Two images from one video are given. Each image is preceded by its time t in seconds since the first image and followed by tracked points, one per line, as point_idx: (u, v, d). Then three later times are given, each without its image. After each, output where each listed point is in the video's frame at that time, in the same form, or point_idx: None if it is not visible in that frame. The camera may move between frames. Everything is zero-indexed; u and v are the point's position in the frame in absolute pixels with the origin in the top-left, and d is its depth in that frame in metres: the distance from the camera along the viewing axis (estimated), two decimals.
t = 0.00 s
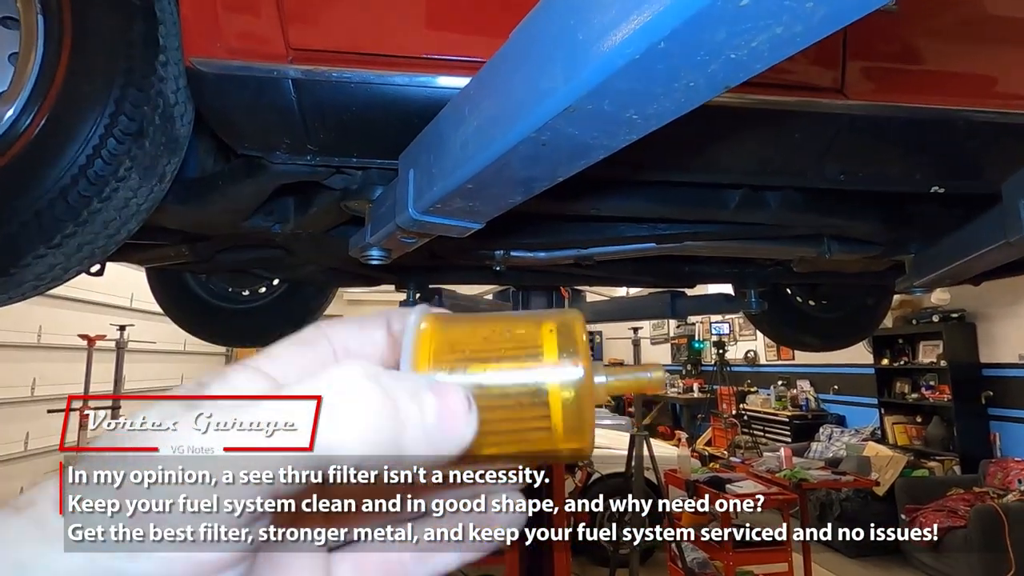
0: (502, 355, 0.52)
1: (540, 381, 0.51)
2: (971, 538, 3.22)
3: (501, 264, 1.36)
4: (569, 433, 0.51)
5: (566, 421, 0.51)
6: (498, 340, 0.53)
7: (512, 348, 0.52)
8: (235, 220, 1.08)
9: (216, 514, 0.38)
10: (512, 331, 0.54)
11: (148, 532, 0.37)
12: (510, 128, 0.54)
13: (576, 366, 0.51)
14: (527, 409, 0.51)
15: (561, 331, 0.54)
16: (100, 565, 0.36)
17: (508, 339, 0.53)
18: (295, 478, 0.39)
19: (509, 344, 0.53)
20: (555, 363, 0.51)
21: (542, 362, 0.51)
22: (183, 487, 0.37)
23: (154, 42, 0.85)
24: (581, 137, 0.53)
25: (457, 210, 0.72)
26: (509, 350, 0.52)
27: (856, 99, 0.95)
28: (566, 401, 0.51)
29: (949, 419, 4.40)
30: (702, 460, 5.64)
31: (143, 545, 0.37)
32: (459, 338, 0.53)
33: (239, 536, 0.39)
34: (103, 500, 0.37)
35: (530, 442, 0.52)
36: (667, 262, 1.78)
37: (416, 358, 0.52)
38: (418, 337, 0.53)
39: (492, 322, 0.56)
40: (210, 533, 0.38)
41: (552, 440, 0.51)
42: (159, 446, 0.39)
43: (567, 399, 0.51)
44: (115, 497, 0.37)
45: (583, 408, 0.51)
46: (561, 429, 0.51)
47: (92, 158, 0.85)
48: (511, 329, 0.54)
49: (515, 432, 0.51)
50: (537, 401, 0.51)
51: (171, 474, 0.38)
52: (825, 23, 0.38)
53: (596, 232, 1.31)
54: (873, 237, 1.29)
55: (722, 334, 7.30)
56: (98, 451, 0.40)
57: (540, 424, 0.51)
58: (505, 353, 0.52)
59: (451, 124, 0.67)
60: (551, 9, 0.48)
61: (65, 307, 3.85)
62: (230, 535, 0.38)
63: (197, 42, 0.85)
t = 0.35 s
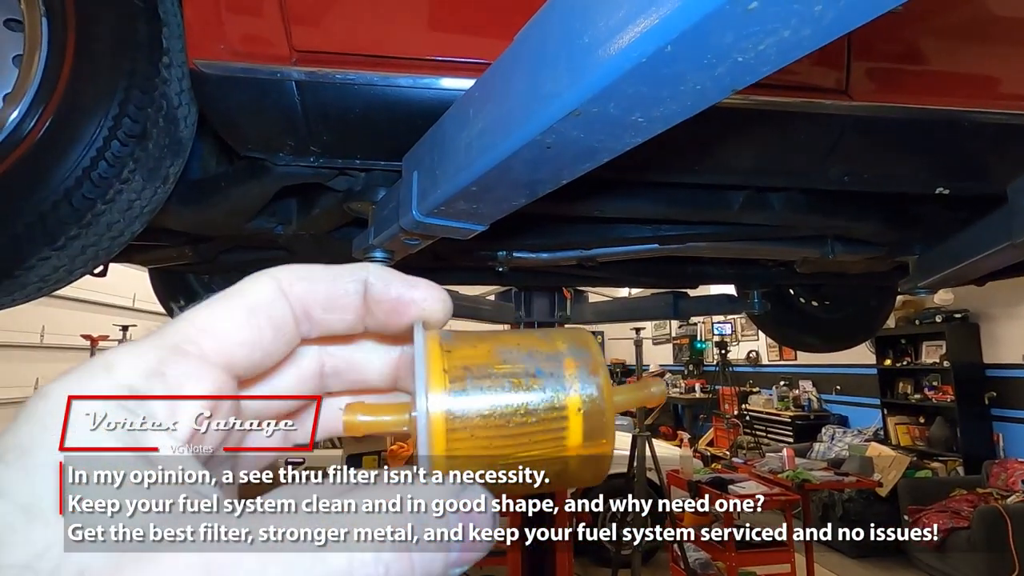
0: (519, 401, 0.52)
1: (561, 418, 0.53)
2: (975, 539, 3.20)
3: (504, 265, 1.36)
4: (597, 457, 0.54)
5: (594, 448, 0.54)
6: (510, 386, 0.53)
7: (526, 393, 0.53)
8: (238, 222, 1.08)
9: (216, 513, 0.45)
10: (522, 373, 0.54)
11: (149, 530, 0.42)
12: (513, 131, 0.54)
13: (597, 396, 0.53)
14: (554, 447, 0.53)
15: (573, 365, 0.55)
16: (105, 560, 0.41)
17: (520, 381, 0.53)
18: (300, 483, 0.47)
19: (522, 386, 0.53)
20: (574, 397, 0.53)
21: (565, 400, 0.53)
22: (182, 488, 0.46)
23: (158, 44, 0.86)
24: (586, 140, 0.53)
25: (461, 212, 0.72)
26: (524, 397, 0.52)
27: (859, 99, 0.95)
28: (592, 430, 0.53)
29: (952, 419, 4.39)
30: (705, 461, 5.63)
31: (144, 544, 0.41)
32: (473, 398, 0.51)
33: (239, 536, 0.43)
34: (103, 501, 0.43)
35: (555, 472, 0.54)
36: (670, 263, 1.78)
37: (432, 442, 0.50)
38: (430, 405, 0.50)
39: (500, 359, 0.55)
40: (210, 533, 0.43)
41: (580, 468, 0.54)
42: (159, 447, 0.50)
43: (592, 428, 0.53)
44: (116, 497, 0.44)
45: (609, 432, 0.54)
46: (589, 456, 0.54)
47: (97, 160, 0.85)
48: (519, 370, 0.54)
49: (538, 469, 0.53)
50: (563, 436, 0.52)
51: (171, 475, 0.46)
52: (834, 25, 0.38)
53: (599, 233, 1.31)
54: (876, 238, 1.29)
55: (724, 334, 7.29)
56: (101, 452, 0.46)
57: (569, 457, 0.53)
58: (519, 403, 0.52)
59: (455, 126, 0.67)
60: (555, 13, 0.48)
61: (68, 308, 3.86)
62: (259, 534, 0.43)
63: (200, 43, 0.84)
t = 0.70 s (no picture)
0: (520, 440, 0.52)
1: (564, 453, 0.52)
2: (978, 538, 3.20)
3: (507, 264, 1.36)
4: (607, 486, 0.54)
5: (602, 478, 0.53)
6: (510, 424, 0.53)
7: (527, 430, 0.52)
8: (242, 221, 1.09)
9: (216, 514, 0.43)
10: (524, 410, 0.53)
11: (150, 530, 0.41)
12: (520, 129, 0.54)
13: (599, 429, 0.53)
14: (560, 481, 0.53)
15: (575, 398, 0.53)
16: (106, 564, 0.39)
17: (522, 418, 0.53)
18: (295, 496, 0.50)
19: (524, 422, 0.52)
20: (577, 432, 0.52)
21: (567, 436, 0.52)
22: (184, 488, 0.44)
23: (163, 44, 0.86)
24: (594, 138, 0.53)
25: (467, 210, 0.72)
26: (524, 436, 0.52)
27: (864, 97, 0.95)
28: (598, 462, 0.53)
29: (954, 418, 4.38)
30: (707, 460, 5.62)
31: (143, 545, 0.40)
32: (471, 440, 0.51)
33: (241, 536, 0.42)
34: (102, 501, 0.41)
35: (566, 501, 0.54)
36: (673, 262, 1.78)
37: (434, 485, 0.51)
38: (432, 444, 0.51)
39: (502, 393, 0.55)
40: (212, 533, 0.42)
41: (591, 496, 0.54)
42: (159, 446, 0.46)
43: (597, 461, 0.52)
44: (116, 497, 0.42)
45: (616, 463, 0.53)
46: (598, 485, 0.54)
47: (103, 159, 0.85)
48: (520, 405, 0.53)
49: (550, 500, 0.54)
50: (567, 470, 0.52)
51: (171, 475, 0.44)
52: (845, 22, 0.38)
53: (602, 232, 1.31)
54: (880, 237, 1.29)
55: (726, 334, 7.29)
56: (104, 452, 0.44)
57: (577, 489, 0.53)
58: (519, 442, 0.52)
59: (462, 123, 0.67)
60: (563, 13, 0.48)
61: (71, 308, 3.87)
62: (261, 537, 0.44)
63: (207, 42, 0.85)
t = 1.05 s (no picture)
0: (562, 425, 0.48)
1: (601, 447, 0.49)
2: (978, 537, 3.20)
3: (507, 264, 1.37)
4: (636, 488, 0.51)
5: (634, 480, 0.50)
6: (554, 408, 0.48)
7: (571, 416, 0.48)
8: (241, 222, 1.09)
9: (215, 514, 0.41)
10: (569, 394, 0.49)
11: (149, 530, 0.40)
12: (521, 129, 0.54)
13: (641, 429, 0.49)
14: (592, 474, 0.49)
15: (623, 391, 0.50)
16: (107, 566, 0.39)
17: (567, 403, 0.49)
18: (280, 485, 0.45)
19: (569, 408, 0.48)
20: (619, 428, 0.49)
21: (608, 430, 0.48)
22: (183, 488, 0.41)
23: (163, 45, 0.86)
24: (593, 137, 0.53)
25: (467, 210, 0.73)
26: (567, 422, 0.48)
27: (863, 97, 0.96)
28: (635, 462, 0.49)
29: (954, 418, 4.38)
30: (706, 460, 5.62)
31: (143, 545, 0.39)
32: (514, 417, 0.47)
33: (238, 536, 0.41)
34: (103, 501, 0.41)
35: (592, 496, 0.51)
36: (672, 262, 1.78)
37: (469, 455, 0.47)
38: (471, 414, 0.47)
39: (548, 373, 0.50)
40: (208, 533, 0.40)
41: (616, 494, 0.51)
42: (159, 446, 0.43)
43: (634, 462, 0.49)
44: (116, 497, 0.41)
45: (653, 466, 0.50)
46: (627, 486, 0.50)
47: (103, 159, 0.85)
48: (565, 388, 0.49)
49: (576, 490, 0.50)
50: (600, 464, 0.49)
51: (170, 474, 0.42)
52: (846, 20, 0.38)
53: (601, 231, 1.32)
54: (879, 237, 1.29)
55: (725, 333, 7.31)
56: (106, 452, 0.43)
57: (606, 485, 0.50)
58: (561, 428, 0.48)
59: (462, 123, 0.67)
60: (562, 11, 0.48)
61: (71, 308, 3.87)
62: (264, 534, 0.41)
63: (207, 43, 0.85)
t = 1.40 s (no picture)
0: (557, 339, 0.48)
1: (599, 360, 0.49)
2: (976, 538, 3.20)
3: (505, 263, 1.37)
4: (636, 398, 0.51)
5: (634, 391, 0.50)
6: (548, 324, 0.48)
7: (565, 332, 0.48)
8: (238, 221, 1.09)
9: (216, 514, 0.39)
10: (563, 307, 0.49)
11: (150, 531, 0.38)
12: (517, 126, 0.54)
13: (641, 340, 0.49)
14: (590, 387, 0.49)
15: (620, 300, 0.49)
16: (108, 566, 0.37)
17: (562, 316, 0.48)
18: (295, 478, 0.41)
19: (563, 320, 0.48)
20: (617, 338, 0.49)
21: (606, 342, 0.48)
22: (184, 488, 0.39)
23: (159, 44, 0.87)
24: (587, 136, 0.53)
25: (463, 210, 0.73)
26: (561, 337, 0.48)
27: (857, 98, 0.95)
28: (636, 371, 0.49)
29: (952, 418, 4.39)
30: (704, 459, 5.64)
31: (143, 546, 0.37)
32: (504, 332, 0.48)
33: (239, 537, 0.39)
34: (104, 500, 0.38)
35: (592, 411, 0.51)
36: (670, 262, 1.79)
37: (458, 374, 0.48)
38: (456, 326, 0.47)
39: (542, 285, 0.50)
40: (209, 534, 0.38)
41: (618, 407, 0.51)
42: (159, 447, 0.40)
43: (634, 371, 0.49)
44: (116, 497, 0.39)
45: (653, 376, 0.50)
46: (628, 397, 0.50)
47: (98, 159, 0.86)
48: (560, 300, 0.49)
49: (576, 409, 0.50)
50: (600, 377, 0.49)
51: (171, 475, 0.39)
52: (839, 18, 0.38)
53: (598, 231, 1.32)
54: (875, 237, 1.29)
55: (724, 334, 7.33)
56: (107, 451, 0.39)
57: (605, 400, 0.50)
58: (556, 342, 0.48)
59: (456, 124, 0.67)
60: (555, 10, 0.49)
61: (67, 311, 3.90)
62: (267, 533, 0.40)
63: (201, 43, 0.84)
